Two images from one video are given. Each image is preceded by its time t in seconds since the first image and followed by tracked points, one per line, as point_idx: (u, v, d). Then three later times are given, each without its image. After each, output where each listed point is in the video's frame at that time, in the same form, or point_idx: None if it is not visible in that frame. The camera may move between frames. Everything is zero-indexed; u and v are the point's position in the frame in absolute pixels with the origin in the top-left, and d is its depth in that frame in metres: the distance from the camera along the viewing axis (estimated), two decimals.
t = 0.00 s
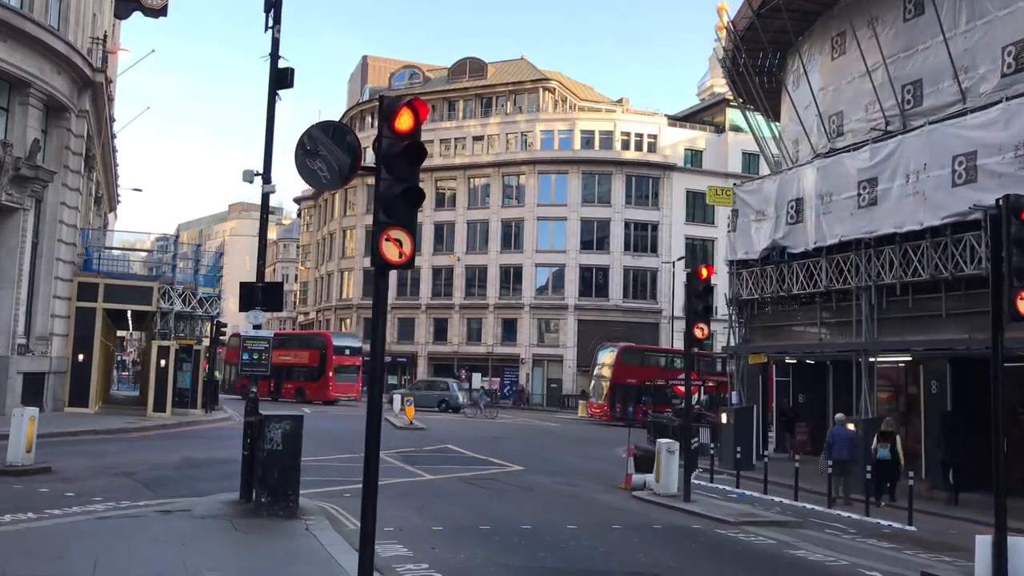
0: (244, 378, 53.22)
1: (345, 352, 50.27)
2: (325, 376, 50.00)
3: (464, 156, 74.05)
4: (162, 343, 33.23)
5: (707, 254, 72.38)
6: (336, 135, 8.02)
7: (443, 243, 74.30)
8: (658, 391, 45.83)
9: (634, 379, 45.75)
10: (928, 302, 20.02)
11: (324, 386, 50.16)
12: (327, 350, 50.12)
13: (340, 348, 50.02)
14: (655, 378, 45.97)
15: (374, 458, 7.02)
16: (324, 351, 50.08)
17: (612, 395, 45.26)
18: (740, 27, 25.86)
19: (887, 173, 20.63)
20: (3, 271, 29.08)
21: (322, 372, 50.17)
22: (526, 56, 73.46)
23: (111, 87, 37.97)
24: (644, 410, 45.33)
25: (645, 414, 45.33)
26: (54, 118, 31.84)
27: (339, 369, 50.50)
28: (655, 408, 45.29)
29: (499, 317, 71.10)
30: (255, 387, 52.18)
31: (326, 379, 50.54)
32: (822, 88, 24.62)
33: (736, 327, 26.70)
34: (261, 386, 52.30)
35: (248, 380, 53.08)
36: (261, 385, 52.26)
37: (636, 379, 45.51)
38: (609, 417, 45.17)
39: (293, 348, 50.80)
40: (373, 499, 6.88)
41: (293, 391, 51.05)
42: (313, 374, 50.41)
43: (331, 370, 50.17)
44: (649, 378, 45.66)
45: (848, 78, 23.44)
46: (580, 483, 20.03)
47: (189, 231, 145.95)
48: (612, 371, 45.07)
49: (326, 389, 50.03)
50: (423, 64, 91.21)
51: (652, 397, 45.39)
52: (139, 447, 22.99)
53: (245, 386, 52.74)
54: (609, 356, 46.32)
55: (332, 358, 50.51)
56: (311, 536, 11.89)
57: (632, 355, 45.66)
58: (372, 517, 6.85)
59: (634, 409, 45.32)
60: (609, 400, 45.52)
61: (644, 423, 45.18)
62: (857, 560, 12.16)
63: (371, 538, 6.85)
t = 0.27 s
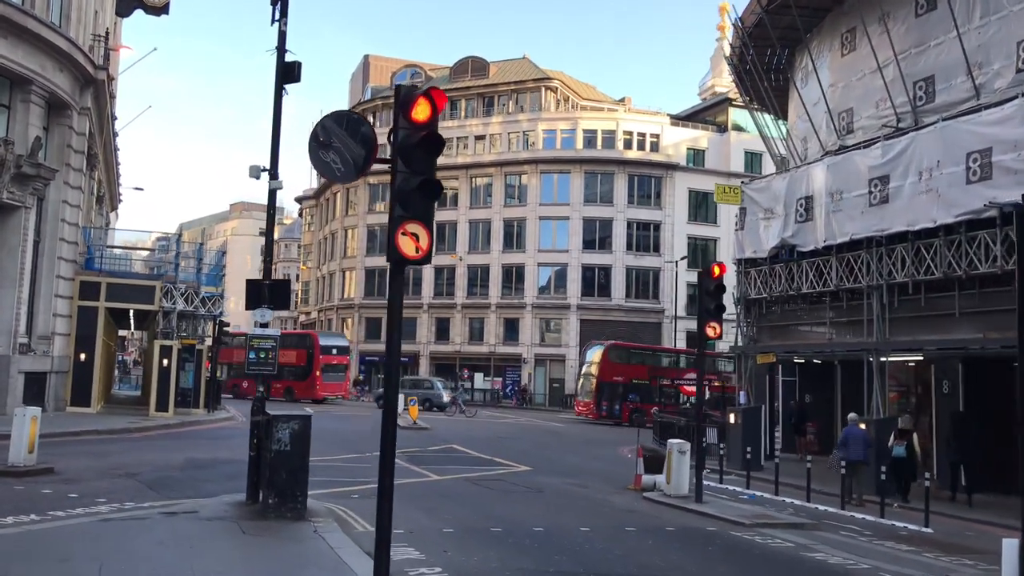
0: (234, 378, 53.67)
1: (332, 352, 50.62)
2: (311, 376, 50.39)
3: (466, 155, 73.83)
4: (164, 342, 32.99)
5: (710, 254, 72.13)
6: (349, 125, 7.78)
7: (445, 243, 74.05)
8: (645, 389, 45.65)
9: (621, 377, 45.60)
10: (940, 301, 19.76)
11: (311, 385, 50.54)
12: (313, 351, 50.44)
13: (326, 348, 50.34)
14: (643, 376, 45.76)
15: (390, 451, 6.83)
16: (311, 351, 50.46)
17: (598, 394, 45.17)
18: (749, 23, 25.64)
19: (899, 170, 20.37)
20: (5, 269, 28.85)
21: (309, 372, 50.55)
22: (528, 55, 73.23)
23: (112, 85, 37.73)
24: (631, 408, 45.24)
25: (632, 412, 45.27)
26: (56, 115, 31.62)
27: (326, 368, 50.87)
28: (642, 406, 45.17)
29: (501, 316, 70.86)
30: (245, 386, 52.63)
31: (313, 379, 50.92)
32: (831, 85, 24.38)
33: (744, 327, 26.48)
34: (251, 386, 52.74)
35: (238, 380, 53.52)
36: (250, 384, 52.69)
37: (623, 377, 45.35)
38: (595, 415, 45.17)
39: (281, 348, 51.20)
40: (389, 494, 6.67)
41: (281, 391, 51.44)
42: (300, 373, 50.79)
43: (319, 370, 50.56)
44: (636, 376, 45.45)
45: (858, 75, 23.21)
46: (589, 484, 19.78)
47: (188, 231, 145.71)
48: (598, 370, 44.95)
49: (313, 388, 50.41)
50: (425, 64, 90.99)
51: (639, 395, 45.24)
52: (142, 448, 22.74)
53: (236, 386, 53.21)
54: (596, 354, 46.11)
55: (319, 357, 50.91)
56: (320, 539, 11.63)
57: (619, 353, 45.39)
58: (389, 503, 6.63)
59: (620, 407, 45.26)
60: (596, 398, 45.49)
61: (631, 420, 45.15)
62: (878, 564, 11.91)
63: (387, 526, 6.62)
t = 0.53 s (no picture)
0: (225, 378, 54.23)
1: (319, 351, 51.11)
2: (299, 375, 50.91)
3: (468, 155, 73.57)
4: (166, 342, 32.74)
5: (712, 254, 71.92)
6: (366, 117, 7.49)
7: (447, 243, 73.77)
8: (632, 388, 45.48)
9: (608, 376, 45.36)
10: (954, 302, 19.52)
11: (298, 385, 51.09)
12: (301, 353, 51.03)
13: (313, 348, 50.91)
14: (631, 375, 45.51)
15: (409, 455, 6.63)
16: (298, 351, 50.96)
17: (584, 393, 44.99)
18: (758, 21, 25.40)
19: (912, 169, 20.12)
20: (7, 269, 28.58)
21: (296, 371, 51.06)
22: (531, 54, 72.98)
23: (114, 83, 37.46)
24: (617, 407, 45.18)
25: (617, 411, 45.22)
26: (58, 114, 31.37)
27: (313, 367, 51.39)
28: (628, 406, 45.07)
29: (503, 317, 70.59)
30: (235, 386, 53.23)
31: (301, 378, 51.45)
32: (841, 83, 24.14)
33: (752, 327, 26.25)
34: (241, 385, 53.33)
35: (229, 379, 54.10)
36: (241, 384, 53.26)
37: (609, 377, 45.13)
38: (580, 414, 45.10)
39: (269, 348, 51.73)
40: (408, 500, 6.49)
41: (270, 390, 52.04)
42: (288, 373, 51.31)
43: (306, 369, 51.61)
44: (623, 375, 45.23)
45: (869, 73, 22.96)
46: (598, 487, 19.53)
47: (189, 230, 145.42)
48: (584, 369, 44.70)
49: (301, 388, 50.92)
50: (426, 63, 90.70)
51: (625, 394, 45.09)
52: (145, 449, 22.48)
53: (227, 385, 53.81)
54: (583, 352, 45.79)
55: (307, 357, 51.45)
56: (331, 544, 11.38)
57: (606, 352, 45.07)
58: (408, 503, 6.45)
59: (606, 406, 45.18)
60: (582, 397, 45.26)
61: (616, 419, 45.13)
62: (900, 569, 11.66)
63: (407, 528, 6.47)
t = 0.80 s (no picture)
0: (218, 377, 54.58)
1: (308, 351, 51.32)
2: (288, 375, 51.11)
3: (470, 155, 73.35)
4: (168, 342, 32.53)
5: (714, 254, 71.71)
6: (378, 112, 7.27)
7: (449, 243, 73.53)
8: (620, 387, 45.36)
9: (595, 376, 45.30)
10: (965, 302, 19.33)
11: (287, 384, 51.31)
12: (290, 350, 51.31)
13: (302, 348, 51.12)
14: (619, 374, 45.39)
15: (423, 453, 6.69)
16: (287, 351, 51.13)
17: (571, 392, 44.95)
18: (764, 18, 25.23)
19: (922, 168, 19.91)
20: (7, 269, 28.38)
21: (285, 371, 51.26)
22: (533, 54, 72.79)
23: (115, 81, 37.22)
24: (605, 406, 45.14)
25: (605, 410, 45.18)
26: (59, 113, 31.17)
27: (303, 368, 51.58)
28: (615, 405, 45.02)
29: (505, 317, 70.37)
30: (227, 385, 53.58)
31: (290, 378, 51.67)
32: (849, 81, 23.95)
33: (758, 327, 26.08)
34: (233, 385, 53.64)
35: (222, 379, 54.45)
36: (232, 383, 53.57)
37: (596, 376, 45.08)
38: (567, 414, 45.18)
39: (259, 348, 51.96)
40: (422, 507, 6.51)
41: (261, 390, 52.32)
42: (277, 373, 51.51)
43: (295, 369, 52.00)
44: (610, 374, 45.12)
45: (877, 71, 22.76)
46: (605, 489, 19.33)
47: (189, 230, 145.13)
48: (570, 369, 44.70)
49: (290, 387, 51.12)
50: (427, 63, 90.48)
51: (613, 393, 44.99)
52: (146, 450, 22.25)
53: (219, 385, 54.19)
54: (571, 351, 45.78)
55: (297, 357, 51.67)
56: (339, 548, 11.16)
57: (593, 351, 45.01)
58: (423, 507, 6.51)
59: (594, 405, 45.13)
60: (569, 397, 45.18)
61: (604, 419, 45.11)
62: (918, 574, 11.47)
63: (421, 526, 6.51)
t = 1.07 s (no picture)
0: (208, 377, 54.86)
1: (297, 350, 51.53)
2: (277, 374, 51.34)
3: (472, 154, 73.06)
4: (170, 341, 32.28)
5: (717, 254, 71.39)
6: (397, 97, 6.97)
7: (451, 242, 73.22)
8: (605, 385, 44.95)
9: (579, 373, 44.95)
10: (980, 299, 19.02)
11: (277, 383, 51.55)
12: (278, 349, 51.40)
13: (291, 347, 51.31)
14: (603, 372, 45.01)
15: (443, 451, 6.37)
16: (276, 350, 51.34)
17: (554, 390, 44.60)
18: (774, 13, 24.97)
19: (936, 164, 19.63)
20: (8, 267, 28.09)
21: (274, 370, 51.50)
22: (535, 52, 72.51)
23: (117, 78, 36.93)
24: (588, 405, 44.70)
25: (589, 409, 44.74)
26: (60, 109, 30.89)
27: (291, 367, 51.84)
28: (599, 403, 44.61)
29: (507, 316, 70.04)
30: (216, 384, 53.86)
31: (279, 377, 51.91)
32: (860, 76, 23.67)
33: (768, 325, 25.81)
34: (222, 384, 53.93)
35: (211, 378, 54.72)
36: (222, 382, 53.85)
37: (579, 374, 44.76)
38: (550, 412, 44.73)
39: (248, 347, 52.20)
40: (443, 505, 6.22)
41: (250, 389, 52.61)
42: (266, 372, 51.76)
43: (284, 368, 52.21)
44: (594, 372, 44.76)
45: (890, 66, 22.47)
46: (615, 489, 19.03)
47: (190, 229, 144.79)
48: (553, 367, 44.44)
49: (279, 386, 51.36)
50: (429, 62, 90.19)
51: (596, 391, 44.60)
52: (149, 450, 21.95)
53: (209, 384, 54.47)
54: (555, 350, 45.52)
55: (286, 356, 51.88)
56: (350, 550, 10.87)
57: (577, 349, 44.71)
58: (443, 503, 6.21)
59: (577, 403, 44.71)
60: (553, 395, 44.81)
61: (587, 417, 44.69)
62: None
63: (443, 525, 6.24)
